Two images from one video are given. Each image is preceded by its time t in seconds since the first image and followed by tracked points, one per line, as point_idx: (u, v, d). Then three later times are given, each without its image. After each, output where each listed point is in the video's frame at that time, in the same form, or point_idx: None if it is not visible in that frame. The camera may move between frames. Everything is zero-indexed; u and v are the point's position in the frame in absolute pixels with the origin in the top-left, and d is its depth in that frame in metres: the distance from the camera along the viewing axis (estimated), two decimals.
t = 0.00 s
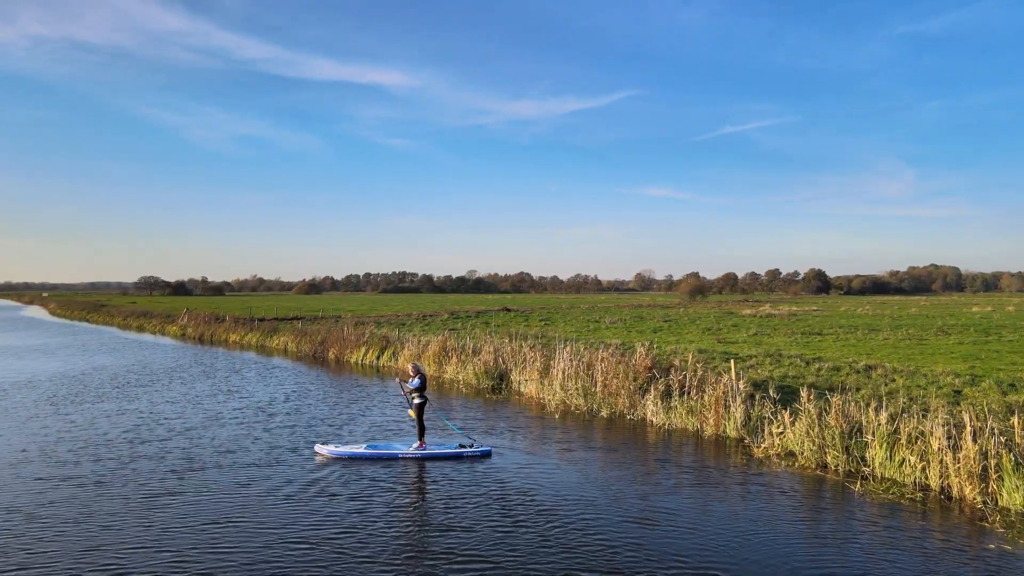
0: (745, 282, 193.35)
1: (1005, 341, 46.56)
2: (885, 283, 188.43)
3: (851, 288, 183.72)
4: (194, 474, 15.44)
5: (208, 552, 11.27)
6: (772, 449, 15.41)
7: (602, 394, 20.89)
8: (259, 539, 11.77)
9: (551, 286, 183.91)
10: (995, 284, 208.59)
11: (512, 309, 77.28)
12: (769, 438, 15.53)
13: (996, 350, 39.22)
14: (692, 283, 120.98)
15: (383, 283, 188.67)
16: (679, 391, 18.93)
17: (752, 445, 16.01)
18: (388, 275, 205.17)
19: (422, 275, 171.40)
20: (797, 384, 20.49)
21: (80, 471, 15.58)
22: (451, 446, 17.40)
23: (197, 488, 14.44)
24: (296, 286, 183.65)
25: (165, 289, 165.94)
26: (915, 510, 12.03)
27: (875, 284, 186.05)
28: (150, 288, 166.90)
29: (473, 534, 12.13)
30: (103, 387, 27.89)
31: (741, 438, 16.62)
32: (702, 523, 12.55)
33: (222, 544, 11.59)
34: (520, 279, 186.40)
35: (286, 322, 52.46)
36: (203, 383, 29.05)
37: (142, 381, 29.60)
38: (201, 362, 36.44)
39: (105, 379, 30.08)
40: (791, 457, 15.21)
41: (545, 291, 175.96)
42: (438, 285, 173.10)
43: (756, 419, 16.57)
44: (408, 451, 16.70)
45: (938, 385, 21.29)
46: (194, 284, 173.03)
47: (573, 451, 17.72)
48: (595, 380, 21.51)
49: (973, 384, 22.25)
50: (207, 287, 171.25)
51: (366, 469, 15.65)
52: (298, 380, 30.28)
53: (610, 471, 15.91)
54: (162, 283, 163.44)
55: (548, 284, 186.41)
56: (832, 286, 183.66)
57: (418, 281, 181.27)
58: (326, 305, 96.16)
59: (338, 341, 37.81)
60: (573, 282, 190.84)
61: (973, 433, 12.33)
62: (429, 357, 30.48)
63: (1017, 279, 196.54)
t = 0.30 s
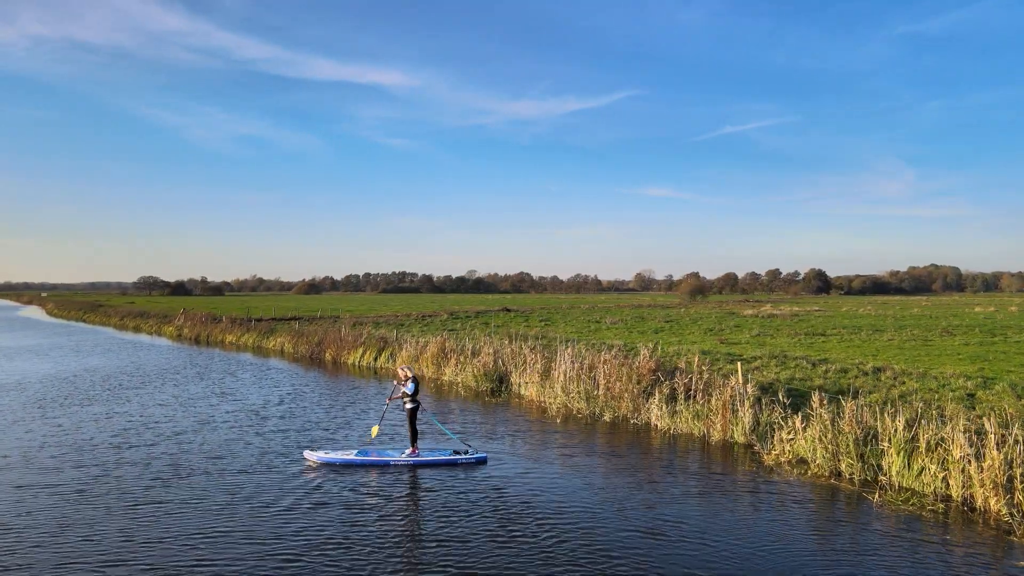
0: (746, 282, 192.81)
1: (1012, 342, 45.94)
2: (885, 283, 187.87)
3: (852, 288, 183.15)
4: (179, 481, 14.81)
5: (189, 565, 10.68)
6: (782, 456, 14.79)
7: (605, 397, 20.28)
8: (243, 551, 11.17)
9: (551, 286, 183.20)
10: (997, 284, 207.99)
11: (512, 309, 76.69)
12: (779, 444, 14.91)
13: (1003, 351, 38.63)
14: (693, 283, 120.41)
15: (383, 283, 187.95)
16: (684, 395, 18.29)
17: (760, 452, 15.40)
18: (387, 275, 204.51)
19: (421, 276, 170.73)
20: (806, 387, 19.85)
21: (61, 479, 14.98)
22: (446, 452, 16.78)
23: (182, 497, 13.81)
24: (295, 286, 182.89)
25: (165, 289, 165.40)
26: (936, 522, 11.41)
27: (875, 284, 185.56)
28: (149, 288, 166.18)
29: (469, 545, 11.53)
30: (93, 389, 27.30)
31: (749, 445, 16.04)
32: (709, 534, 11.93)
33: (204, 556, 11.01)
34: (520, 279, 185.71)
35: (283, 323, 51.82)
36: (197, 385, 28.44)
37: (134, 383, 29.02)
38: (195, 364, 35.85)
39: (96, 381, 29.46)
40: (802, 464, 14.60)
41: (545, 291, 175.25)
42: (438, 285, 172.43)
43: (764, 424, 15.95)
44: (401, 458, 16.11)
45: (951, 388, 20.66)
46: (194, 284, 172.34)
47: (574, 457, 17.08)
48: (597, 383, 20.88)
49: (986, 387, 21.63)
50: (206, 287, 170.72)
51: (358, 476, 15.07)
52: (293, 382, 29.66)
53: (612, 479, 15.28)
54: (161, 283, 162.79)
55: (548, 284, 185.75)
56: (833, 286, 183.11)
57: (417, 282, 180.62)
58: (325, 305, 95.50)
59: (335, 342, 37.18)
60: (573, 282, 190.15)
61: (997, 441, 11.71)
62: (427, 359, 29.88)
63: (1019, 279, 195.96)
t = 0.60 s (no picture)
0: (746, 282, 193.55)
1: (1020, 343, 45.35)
2: (886, 283, 187.33)
3: (853, 288, 182.57)
4: (164, 491, 14.19)
5: None
6: (796, 464, 14.17)
7: (608, 401, 19.64)
8: (226, 565, 10.58)
9: (551, 286, 182.52)
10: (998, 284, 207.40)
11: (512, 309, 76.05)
12: (792, 452, 14.30)
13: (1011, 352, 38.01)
14: (694, 283, 119.83)
15: (383, 283, 187.28)
16: (691, 399, 17.65)
17: (772, 460, 14.77)
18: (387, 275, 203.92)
19: (421, 276, 170.05)
20: (817, 392, 19.22)
21: (41, 488, 14.38)
22: (441, 460, 16.15)
23: (165, 508, 13.20)
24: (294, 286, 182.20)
25: (165, 289, 164.85)
26: (963, 536, 10.80)
27: (876, 284, 185.04)
28: (149, 288, 165.55)
29: (465, 560, 10.93)
30: (84, 392, 26.69)
31: (759, 452, 15.42)
32: (718, 548, 11.33)
33: (185, 570, 10.42)
34: (521, 279, 184.98)
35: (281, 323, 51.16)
36: (190, 388, 27.84)
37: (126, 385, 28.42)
38: (190, 365, 35.23)
39: (88, 383, 28.86)
40: (816, 473, 13.98)
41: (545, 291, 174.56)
42: (438, 285, 171.81)
43: (777, 431, 15.33)
44: (394, 466, 15.48)
45: (965, 392, 20.04)
46: (193, 284, 171.61)
47: (576, 466, 16.46)
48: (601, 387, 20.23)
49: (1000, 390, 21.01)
50: (205, 287, 170.06)
51: (350, 485, 14.45)
52: (289, 384, 29.05)
53: (616, 489, 14.63)
54: (160, 283, 162.14)
55: (548, 284, 185.10)
56: (834, 285, 182.64)
57: (417, 282, 180.02)
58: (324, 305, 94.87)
59: (333, 342, 36.56)
60: (573, 281, 189.52)
61: None
62: (426, 361, 29.25)
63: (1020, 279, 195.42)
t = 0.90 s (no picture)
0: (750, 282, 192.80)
1: None
2: (890, 283, 186.52)
3: (858, 288, 181.80)
4: (150, 500, 13.59)
5: None
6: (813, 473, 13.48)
7: (614, 405, 18.98)
8: None
9: (554, 286, 181.99)
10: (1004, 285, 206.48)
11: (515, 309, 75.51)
12: (809, 460, 13.62)
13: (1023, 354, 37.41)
14: (698, 283, 119.25)
15: (385, 283, 186.80)
16: (701, 403, 16.98)
17: (788, 468, 14.08)
18: (390, 275, 203.49)
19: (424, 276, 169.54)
20: (831, 396, 18.52)
21: (21, 496, 13.78)
22: (437, 468, 15.51)
23: (150, 518, 12.61)
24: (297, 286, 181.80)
25: (167, 289, 164.46)
26: (995, 553, 10.10)
27: (881, 284, 184.16)
28: (152, 287, 165.34)
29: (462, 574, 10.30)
30: (77, 393, 26.11)
31: (773, 460, 14.76)
32: (731, 562, 10.68)
33: None
34: (524, 279, 184.27)
35: (281, 323, 50.54)
36: (186, 389, 27.26)
37: (120, 387, 27.83)
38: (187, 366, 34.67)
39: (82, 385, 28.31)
40: (835, 482, 13.29)
41: (548, 291, 174.01)
42: (441, 285, 171.40)
43: (791, 438, 14.66)
44: (387, 473, 14.84)
45: (984, 396, 19.35)
46: (196, 284, 171.50)
47: (580, 474, 15.81)
48: (606, 390, 19.57)
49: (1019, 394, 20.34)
50: (209, 286, 170.05)
51: (342, 494, 13.83)
52: (287, 386, 28.46)
53: (621, 499, 13.99)
54: (163, 282, 161.86)
55: (551, 284, 184.60)
56: (839, 285, 181.87)
57: (420, 281, 179.49)
58: (326, 305, 94.34)
59: (333, 343, 35.94)
60: (576, 281, 188.95)
61: None
62: (427, 363, 28.62)
63: None
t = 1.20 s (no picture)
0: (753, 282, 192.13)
1: None
2: (894, 283, 185.86)
3: (861, 288, 181.10)
4: (132, 510, 12.94)
5: None
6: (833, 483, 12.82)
7: (620, 410, 18.32)
8: None
9: (557, 285, 181.43)
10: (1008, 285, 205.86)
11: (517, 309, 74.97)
12: (828, 468, 12.95)
13: None
14: (702, 283, 118.69)
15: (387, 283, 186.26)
16: (711, 408, 16.26)
17: (805, 478, 13.42)
18: (392, 275, 202.99)
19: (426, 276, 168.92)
20: (847, 401, 17.80)
21: None
22: (432, 476, 14.82)
23: (130, 529, 11.98)
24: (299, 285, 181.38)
25: (170, 289, 164.22)
26: None
27: (885, 285, 183.24)
28: (154, 286, 165.03)
29: None
30: (69, 394, 25.54)
31: (788, 469, 14.10)
32: None
33: None
34: (526, 279, 183.65)
35: (280, 323, 49.91)
36: (181, 391, 26.63)
37: (114, 388, 27.25)
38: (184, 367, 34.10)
39: (76, 385, 27.73)
40: (856, 492, 12.63)
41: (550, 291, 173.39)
42: (444, 285, 170.91)
43: (809, 445, 13.95)
44: (380, 482, 14.17)
45: (1005, 401, 18.64)
46: (198, 283, 171.10)
47: (585, 482, 15.16)
48: (613, 393, 18.86)
49: None
50: (211, 285, 169.72)
51: (333, 504, 13.20)
52: (285, 388, 27.83)
53: (628, 509, 13.35)
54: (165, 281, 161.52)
55: (553, 284, 184.07)
56: (843, 285, 181.20)
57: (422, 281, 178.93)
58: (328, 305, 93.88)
59: (332, 343, 35.32)
60: (579, 281, 188.25)
61: None
62: (428, 365, 27.98)
63: None
